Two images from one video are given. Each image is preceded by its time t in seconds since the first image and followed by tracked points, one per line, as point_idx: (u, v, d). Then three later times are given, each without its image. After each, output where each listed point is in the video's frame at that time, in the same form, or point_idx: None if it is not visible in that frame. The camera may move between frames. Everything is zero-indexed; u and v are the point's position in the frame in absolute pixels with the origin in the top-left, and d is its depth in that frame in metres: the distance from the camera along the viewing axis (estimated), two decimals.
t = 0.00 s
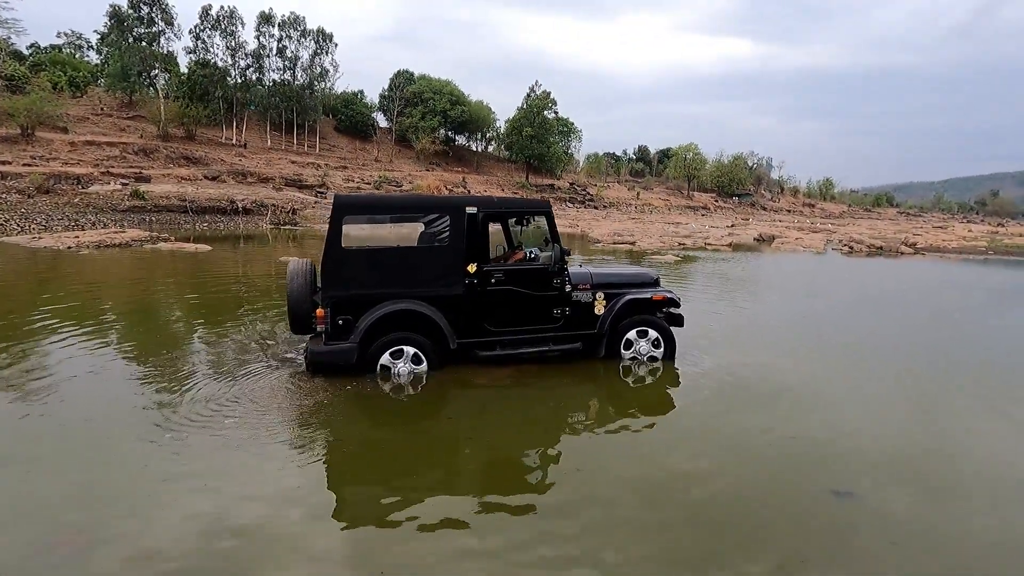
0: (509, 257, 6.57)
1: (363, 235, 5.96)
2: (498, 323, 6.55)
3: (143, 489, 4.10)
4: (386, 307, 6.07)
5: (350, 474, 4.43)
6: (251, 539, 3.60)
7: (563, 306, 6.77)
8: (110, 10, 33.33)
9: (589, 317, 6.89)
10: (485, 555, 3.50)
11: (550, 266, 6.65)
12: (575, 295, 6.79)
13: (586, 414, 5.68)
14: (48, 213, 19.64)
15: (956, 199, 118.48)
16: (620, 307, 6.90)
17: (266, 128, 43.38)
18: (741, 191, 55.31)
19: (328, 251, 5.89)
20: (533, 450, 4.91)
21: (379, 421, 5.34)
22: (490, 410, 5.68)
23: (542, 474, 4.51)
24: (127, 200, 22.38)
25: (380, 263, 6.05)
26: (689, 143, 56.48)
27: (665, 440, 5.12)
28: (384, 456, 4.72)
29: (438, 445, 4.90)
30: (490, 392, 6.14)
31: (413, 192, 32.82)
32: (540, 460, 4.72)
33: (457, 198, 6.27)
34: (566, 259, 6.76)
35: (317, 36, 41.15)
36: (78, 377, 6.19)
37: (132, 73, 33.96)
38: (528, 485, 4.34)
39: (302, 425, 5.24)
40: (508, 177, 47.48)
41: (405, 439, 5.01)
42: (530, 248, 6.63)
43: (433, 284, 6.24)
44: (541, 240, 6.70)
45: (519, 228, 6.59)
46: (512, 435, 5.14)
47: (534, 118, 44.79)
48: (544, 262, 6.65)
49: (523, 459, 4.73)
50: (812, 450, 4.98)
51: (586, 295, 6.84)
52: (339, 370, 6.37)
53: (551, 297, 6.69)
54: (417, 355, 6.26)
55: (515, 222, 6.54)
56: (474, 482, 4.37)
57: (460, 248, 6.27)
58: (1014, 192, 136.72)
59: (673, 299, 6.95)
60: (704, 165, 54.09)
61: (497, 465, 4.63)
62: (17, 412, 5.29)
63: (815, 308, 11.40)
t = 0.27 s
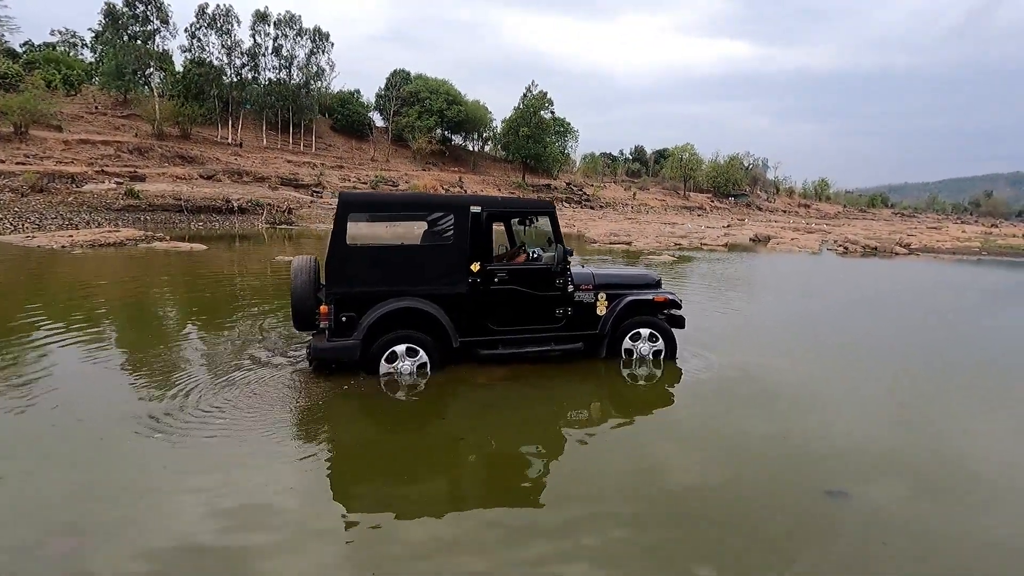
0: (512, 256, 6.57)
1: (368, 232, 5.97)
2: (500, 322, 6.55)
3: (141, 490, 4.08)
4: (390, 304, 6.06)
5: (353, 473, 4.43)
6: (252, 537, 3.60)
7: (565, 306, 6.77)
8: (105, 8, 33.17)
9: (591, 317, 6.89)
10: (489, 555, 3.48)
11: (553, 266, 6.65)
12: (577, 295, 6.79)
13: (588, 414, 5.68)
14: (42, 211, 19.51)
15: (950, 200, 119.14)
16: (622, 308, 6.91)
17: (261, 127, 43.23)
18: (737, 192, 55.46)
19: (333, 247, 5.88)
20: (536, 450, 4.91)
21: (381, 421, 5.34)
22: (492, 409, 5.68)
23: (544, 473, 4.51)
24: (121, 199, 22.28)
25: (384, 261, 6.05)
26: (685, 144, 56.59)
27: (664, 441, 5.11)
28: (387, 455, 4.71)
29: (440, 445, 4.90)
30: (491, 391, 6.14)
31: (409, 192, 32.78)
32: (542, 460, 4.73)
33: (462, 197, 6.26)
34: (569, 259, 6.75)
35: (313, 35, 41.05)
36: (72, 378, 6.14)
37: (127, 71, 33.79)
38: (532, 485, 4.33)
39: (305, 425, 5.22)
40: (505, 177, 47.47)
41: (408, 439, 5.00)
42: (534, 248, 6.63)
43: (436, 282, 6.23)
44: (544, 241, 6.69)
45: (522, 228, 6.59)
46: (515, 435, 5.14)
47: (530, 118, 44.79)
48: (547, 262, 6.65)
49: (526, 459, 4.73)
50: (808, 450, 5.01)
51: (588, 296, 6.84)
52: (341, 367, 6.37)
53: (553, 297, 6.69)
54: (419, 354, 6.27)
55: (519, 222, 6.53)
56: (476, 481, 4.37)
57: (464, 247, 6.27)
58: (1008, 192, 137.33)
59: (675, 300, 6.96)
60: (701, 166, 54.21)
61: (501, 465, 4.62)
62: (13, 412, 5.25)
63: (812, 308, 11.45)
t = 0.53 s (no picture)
0: (517, 256, 6.58)
1: (374, 231, 5.97)
2: (505, 321, 6.56)
3: (146, 490, 4.08)
4: (396, 303, 6.08)
5: (359, 473, 4.44)
6: (257, 537, 3.60)
7: (570, 305, 6.77)
8: (103, 7, 33.11)
9: (596, 316, 6.90)
10: (497, 554, 3.49)
11: (558, 266, 6.66)
12: (582, 295, 6.79)
13: (593, 413, 5.69)
14: (40, 211, 19.48)
15: (949, 198, 119.21)
16: (627, 307, 6.91)
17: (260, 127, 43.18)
18: (736, 190, 55.47)
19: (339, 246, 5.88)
20: (542, 448, 4.92)
21: (388, 420, 5.35)
22: (498, 408, 5.69)
23: (550, 472, 4.53)
24: (120, 199, 22.24)
25: (390, 260, 6.07)
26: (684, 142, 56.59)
27: (668, 441, 5.11)
28: (393, 455, 4.72)
29: (447, 444, 4.92)
30: (497, 390, 6.15)
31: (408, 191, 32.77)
32: (548, 459, 4.74)
33: (467, 196, 6.28)
34: (574, 258, 6.76)
35: (311, 34, 41.01)
36: (74, 378, 6.13)
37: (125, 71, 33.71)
38: (537, 485, 4.33)
39: (310, 425, 5.22)
40: (504, 176, 47.45)
41: (414, 438, 5.01)
42: (539, 247, 6.64)
43: (442, 281, 6.25)
44: (549, 240, 6.70)
45: (527, 227, 6.59)
46: (522, 434, 5.15)
47: (529, 117, 44.77)
48: (552, 261, 6.66)
49: (532, 458, 4.75)
50: (809, 449, 5.01)
51: (593, 295, 6.84)
52: (347, 366, 6.40)
53: (558, 297, 6.69)
54: (424, 352, 6.30)
55: (524, 221, 6.54)
56: (483, 480, 4.37)
57: (469, 247, 6.28)
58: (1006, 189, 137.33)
59: (679, 300, 6.97)
60: (700, 164, 54.22)
61: (507, 464, 4.63)
62: (14, 413, 5.25)
63: (813, 307, 11.45)
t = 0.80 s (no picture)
0: (516, 255, 6.60)
1: (374, 229, 5.96)
2: (503, 320, 6.56)
3: (139, 489, 4.05)
4: (395, 301, 6.11)
5: (356, 471, 4.43)
6: (251, 536, 3.59)
7: (569, 305, 6.77)
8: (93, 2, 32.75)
9: (594, 317, 6.90)
10: (499, 553, 3.50)
11: (557, 266, 6.66)
12: (581, 295, 6.79)
13: (591, 412, 5.70)
14: (27, 207, 19.24)
15: (937, 201, 120.35)
16: (625, 307, 6.92)
17: (252, 124, 42.88)
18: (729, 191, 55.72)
19: (339, 244, 5.91)
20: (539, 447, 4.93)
21: (385, 419, 5.34)
22: (495, 408, 5.70)
23: (548, 472, 4.53)
24: (109, 195, 22.02)
25: (389, 258, 6.09)
26: (677, 143, 56.79)
27: (661, 441, 5.13)
28: (391, 454, 4.72)
29: (445, 443, 4.92)
30: (494, 389, 6.15)
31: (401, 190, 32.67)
32: (546, 458, 4.75)
33: (467, 195, 6.29)
34: (572, 258, 6.76)
35: (305, 32, 40.81)
36: (63, 377, 6.06)
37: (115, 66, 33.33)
38: (533, 484, 4.34)
39: (306, 424, 5.21)
40: (497, 175, 47.41)
41: (412, 437, 5.01)
42: (537, 247, 6.65)
43: (441, 280, 6.27)
44: (548, 240, 6.72)
45: (526, 227, 6.61)
46: (519, 434, 5.15)
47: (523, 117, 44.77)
48: (550, 261, 6.66)
49: (530, 457, 4.75)
50: (798, 450, 5.04)
51: (591, 295, 6.84)
52: (346, 364, 6.41)
53: (557, 297, 6.69)
54: (422, 350, 6.31)
55: (523, 221, 6.55)
56: (481, 479, 4.37)
57: (468, 246, 6.29)
58: (994, 193, 138.84)
59: (677, 301, 6.98)
60: (692, 165, 54.42)
61: (504, 464, 4.63)
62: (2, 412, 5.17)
63: (805, 309, 11.52)
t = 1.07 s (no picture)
0: (514, 255, 6.60)
1: (372, 229, 5.98)
2: (501, 320, 6.57)
3: (131, 489, 4.03)
4: (393, 301, 6.13)
5: (354, 472, 4.44)
6: (245, 536, 3.58)
7: (567, 305, 6.78)
8: None
9: (591, 317, 6.90)
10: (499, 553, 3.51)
11: (555, 266, 6.66)
12: (579, 295, 6.80)
13: (588, 412, 5.72)
14: (15, 207, 19.03)
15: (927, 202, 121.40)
16: (623, 308, 6.92)
17: (243, 124, 42.61)
18: (721, 192, 55.96)
19: (337, 244, 5.93)
20: (537, 447, 4.94)
21: (384, 419, 5.35)
22: (493, 408, 5.71)
23: (545, 472, 4.54)
24: (98, 195, 21.82)
25: (387, 258, 6.10)
26: (669, 144, 56.95)
27: (654, 439, 5.15)
28: (389, 453, 4.72)
29: (443, 443, 4.92)
30: (492, 389, 6.17)
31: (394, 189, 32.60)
32: (544, 457, 4.76)
33: (465, 195, 6.30)
34: (571, 258, 6.76)
35: (297, 31, 40.62)
36: (53, 378, 6.00)
37: (104, 65, 32.87)
38: (531, 484, 4.35)
39: (303, 424, 5.20)
40: (490, 176, 47.39)
41: (410, 437, 5.02)
42: (535, 247, 6.65)
43: (439, 280, 6.28)
44: (546, 240, 6.71)
45: (524, 227, 6.61)
46: (517, 435, 5.16)
47: (516, 117, 44.76)
48: (548, 261, 6.67)
49: (528, 457, 4.77)
50: (790, 449, 5.08)
51: (589, 295, 6.84)
52: (345, 363, 6.44)
53: (554, 297, 6.69)
54: (420, 350, 6.33)
55: (521, 220, 6.55)
56: (479, 479, 4.39)
57: (466, 246, 6.30)
58: (981, 194, 140.32)
59: (675, 301, 6.99)
60: (685, 166, 54.61)
61: (500, 464, 4.65)
62: None
63: (797, 308, 11.59)
